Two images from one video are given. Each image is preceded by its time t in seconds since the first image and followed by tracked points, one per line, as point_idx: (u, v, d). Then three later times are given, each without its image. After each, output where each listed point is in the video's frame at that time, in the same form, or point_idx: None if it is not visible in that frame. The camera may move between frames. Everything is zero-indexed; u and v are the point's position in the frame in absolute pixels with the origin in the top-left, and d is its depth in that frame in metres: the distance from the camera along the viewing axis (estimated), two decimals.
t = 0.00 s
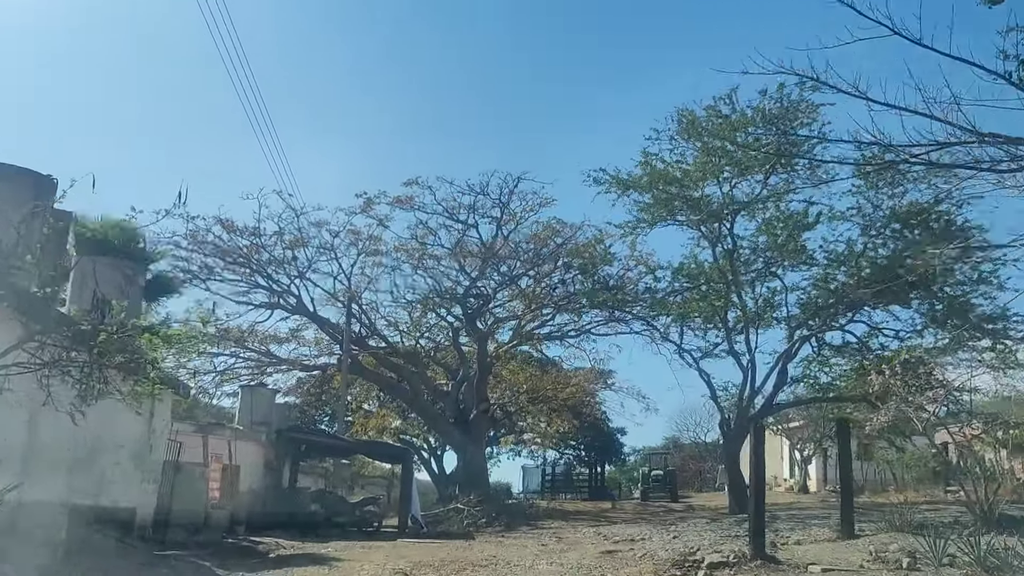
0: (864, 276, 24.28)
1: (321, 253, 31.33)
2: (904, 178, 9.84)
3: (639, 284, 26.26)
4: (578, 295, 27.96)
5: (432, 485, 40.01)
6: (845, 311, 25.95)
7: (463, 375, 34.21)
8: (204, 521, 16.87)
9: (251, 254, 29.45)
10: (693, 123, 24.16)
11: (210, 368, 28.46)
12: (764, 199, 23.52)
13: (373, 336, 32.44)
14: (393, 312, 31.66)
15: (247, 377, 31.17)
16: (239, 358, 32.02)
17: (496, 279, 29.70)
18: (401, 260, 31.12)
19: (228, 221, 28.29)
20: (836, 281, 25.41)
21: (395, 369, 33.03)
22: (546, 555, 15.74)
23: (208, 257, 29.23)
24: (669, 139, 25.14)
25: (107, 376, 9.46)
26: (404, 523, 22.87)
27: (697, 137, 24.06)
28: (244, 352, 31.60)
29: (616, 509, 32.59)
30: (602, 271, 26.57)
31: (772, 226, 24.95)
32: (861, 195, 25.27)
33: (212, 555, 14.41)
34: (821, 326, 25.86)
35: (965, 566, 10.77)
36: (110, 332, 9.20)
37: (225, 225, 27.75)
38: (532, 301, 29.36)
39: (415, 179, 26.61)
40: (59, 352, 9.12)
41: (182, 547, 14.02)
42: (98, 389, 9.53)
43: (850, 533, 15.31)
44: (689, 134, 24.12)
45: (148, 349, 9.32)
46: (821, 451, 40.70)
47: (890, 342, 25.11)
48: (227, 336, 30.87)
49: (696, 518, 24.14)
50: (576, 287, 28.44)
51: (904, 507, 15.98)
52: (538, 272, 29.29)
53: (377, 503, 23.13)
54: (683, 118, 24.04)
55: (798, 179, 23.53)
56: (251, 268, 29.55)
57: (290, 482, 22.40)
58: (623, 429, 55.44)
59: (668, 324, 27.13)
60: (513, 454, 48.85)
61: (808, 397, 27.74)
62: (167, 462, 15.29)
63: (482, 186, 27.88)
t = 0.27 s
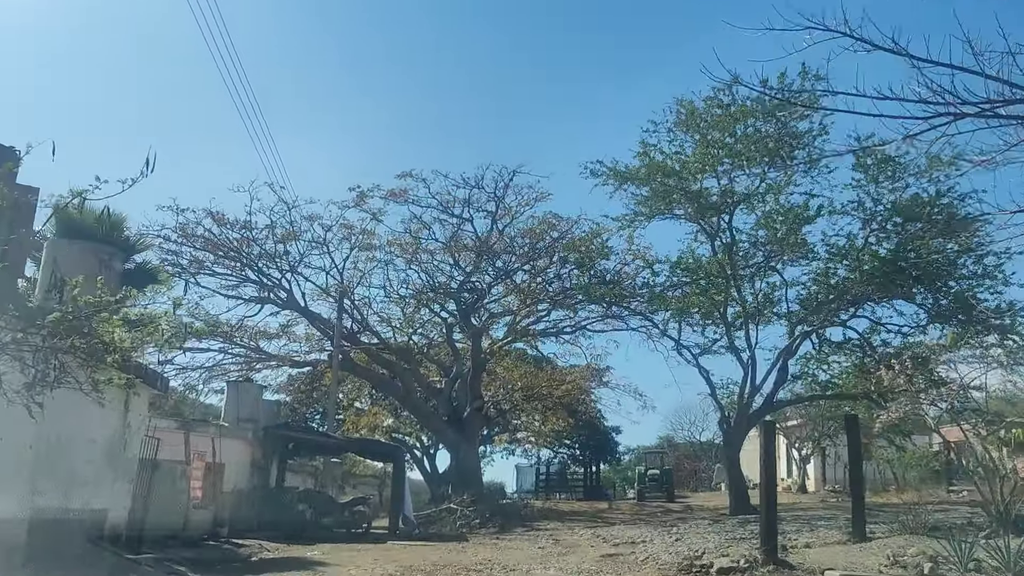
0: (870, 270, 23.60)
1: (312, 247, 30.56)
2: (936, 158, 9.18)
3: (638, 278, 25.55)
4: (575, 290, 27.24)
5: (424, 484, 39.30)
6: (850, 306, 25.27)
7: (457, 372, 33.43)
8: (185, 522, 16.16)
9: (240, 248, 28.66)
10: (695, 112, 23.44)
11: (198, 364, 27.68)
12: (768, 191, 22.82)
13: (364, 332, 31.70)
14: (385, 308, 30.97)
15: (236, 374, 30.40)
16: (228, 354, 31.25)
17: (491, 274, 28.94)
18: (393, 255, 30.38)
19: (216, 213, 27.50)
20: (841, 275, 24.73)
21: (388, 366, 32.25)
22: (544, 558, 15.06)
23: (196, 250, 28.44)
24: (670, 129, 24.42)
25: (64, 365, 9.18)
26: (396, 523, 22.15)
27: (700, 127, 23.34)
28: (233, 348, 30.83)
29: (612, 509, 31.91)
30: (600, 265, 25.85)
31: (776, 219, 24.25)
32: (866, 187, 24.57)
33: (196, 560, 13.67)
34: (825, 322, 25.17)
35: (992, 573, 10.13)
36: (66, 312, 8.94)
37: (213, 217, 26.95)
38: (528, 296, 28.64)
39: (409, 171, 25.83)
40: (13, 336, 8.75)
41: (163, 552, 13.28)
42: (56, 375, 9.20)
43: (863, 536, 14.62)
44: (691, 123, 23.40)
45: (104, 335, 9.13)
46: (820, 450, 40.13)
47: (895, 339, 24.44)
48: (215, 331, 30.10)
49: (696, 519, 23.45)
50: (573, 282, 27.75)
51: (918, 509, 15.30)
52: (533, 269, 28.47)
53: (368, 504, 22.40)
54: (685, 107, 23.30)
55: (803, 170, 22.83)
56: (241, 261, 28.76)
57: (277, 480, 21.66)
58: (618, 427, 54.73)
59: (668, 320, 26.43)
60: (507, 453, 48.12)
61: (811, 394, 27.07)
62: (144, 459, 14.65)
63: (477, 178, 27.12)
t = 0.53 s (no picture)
0: (871, 264, 23.13)
1: (301, 241, 30.04)
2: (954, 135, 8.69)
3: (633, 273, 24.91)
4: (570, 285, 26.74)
5: (417, 483, 38.78)
6: (849, 301, 24.77)
7: (449, 368, 32.77)
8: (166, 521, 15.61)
9: (228, 241, 28.13)
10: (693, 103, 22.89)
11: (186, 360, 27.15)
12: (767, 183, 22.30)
13: (355, 327, 31.18)
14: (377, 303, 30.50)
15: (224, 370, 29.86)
16: (216, 350, 30.70)
17: (481, 269, 28.31)
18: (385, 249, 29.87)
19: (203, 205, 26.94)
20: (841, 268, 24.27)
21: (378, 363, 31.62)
22: (539, 557, 14.59)
23: (182, 243, 27.92)
24: (666, 120, 23.95)
25: None
26: (388, 520, 21.61)
27: (696, 118, 22.86)
28: (221, 344, 30.31)
29: (607, 508, 31.41)
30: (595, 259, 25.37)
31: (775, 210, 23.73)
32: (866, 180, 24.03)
33: (176, 559, 13.18)
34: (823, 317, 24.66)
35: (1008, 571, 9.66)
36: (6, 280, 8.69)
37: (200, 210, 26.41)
38: (520, 292, 28.09)
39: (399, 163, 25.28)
40: None
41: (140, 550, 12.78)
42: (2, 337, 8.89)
43: (868, 535, 14.14)
44: (688, 114, 22.93)
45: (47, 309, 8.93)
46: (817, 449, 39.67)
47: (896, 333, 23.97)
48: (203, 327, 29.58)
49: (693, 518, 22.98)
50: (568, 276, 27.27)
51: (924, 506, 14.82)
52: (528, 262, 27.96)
53: (358, 502, 21.81)
54: (683, 97, 22.79)
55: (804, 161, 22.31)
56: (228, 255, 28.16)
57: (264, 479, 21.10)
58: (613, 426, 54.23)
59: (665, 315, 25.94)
60: (500, 450, 47.62)
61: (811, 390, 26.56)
62: (118, 455, 14.18)
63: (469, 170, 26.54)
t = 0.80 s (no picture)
0: (877, 258, 22.40)
1: (290, 234, 29.19)
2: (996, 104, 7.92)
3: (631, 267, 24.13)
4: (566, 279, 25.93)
5: (408, 484, 37.91)
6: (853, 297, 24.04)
7: (442, 366, 31.91)
8: (136, 527, 14.77)
9: (214, 234, 27.28)
10: (696, 90, 22.09)
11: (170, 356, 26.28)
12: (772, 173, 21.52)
13: (345, 324, 30.34)
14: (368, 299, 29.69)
15: (210, 367, 29.00)
16: (202, 347, 29.83)
17: (476, 264, 27.52)
18: (376, 243, 29.04)
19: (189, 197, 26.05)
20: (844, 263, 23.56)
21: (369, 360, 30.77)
22: (535, 563, 13.79)
23: (167, 236, 27.05)
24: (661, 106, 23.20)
25: None
26: (376, 523, 20.80)
27: (698, 106, 22.08)
28: (207, 340, 29.45)
29: (602, 510, 30.60)
30: (593, 252, 24.55)
31: (778, 202, 22.96)
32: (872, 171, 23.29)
33: (149, 565, 12.37)
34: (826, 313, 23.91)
35: None
36: None
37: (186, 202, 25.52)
38: (514, 287, 27.29)
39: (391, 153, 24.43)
40: None
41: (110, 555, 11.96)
42: None
43: (883, 539, 13.37)
44: (690, 102, 22.14)
45: None
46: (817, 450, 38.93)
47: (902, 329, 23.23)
48: (188, 322, 28.70)
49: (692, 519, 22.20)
50: (564, 271, 26.47)
51: (941, 509, 14.05)
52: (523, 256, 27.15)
53: (345, 503, 21.00)
54: (684, 84, 22.00)
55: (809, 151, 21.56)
56: (215, 248, 27.28)
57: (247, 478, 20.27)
58: (608, 425, 53.46)
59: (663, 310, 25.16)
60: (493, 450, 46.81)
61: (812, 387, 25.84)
62: (83, 455, 12.91)
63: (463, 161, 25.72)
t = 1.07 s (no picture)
0: (883, 252, 21.80)
1: (280, 228, 28.49)
2: None
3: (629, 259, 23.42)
4: (564, 273, 25.27)
5: (400, 485, 37.17)
6: (857, 292, 23.40)
7: (435, 363, 31.28)
8: (112, 528, 14.10)
9: (200, 227, 26.61)
10: (697, 79, 21.46)
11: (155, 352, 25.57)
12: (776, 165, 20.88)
13: (336, 320, 29.65)
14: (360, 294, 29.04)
15: (197, 364, 28.30)
16: (189, 343, 29.14)
17: (469, 259, 26.82)
18: (369, 237, 28.38)
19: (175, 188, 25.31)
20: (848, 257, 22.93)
21: (361, 356, 30.11)
22: (532, 566, 13.16)
23: (153, 228, 26.36)
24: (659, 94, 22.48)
25: None
26: (366, 524, 20.07)
27: (699, 94, 21.41)
28: (194, 336, 28.75)
29: (600, 511, 29.93)
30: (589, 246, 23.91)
31: (781, 194, 22.32)
32: (877, 164, 22.67)
33: (121, 568, 11.71)
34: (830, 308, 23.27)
35: None
36: None
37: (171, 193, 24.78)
38: (509, 282, 26.63)
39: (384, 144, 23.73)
40: None
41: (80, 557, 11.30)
42: None
43: (898, 542, 12.75)
44: (691, 90, 21.46)
45: None
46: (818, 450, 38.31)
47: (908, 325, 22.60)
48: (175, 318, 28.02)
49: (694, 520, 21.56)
50: (561, 266, 25.83)
51: (958, 511, 13.44)
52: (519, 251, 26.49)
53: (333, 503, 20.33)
54: (685, 71, 21.35)
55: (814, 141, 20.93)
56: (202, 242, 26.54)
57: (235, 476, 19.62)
58: (602, 425, 52.81)
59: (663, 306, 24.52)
60: (488, 450, 46.12)
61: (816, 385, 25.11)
62: (50, 449, 12.12)
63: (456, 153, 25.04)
